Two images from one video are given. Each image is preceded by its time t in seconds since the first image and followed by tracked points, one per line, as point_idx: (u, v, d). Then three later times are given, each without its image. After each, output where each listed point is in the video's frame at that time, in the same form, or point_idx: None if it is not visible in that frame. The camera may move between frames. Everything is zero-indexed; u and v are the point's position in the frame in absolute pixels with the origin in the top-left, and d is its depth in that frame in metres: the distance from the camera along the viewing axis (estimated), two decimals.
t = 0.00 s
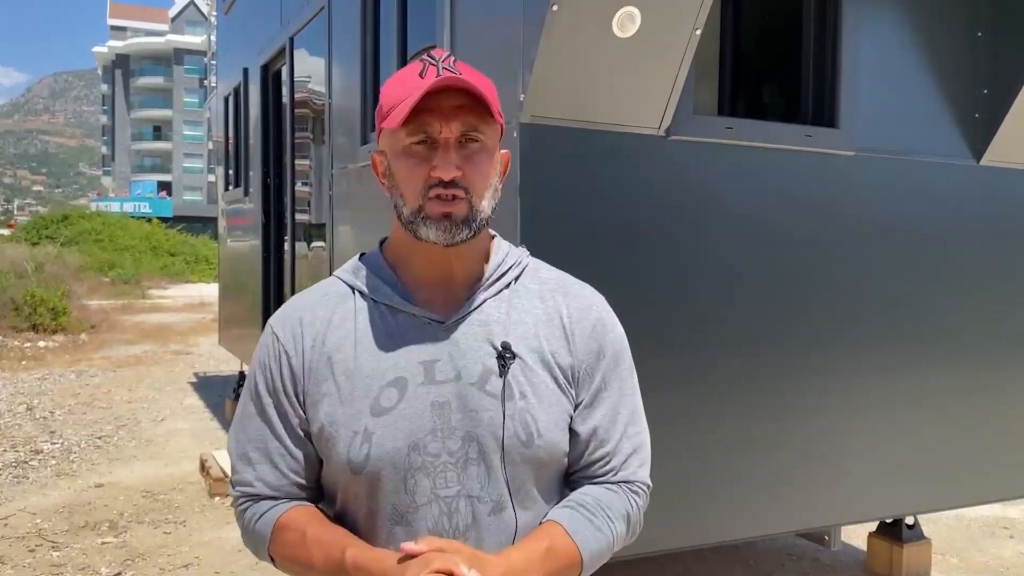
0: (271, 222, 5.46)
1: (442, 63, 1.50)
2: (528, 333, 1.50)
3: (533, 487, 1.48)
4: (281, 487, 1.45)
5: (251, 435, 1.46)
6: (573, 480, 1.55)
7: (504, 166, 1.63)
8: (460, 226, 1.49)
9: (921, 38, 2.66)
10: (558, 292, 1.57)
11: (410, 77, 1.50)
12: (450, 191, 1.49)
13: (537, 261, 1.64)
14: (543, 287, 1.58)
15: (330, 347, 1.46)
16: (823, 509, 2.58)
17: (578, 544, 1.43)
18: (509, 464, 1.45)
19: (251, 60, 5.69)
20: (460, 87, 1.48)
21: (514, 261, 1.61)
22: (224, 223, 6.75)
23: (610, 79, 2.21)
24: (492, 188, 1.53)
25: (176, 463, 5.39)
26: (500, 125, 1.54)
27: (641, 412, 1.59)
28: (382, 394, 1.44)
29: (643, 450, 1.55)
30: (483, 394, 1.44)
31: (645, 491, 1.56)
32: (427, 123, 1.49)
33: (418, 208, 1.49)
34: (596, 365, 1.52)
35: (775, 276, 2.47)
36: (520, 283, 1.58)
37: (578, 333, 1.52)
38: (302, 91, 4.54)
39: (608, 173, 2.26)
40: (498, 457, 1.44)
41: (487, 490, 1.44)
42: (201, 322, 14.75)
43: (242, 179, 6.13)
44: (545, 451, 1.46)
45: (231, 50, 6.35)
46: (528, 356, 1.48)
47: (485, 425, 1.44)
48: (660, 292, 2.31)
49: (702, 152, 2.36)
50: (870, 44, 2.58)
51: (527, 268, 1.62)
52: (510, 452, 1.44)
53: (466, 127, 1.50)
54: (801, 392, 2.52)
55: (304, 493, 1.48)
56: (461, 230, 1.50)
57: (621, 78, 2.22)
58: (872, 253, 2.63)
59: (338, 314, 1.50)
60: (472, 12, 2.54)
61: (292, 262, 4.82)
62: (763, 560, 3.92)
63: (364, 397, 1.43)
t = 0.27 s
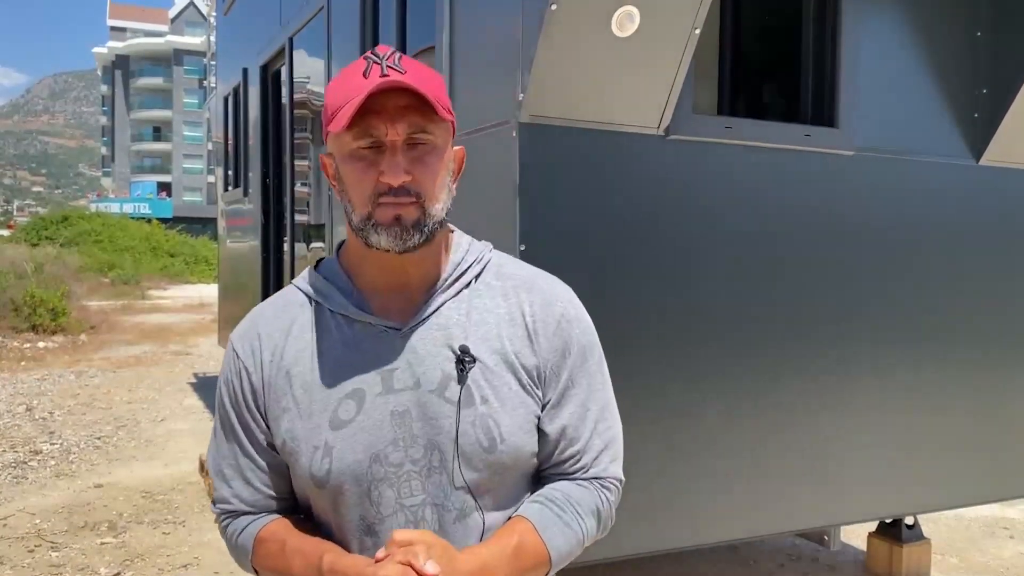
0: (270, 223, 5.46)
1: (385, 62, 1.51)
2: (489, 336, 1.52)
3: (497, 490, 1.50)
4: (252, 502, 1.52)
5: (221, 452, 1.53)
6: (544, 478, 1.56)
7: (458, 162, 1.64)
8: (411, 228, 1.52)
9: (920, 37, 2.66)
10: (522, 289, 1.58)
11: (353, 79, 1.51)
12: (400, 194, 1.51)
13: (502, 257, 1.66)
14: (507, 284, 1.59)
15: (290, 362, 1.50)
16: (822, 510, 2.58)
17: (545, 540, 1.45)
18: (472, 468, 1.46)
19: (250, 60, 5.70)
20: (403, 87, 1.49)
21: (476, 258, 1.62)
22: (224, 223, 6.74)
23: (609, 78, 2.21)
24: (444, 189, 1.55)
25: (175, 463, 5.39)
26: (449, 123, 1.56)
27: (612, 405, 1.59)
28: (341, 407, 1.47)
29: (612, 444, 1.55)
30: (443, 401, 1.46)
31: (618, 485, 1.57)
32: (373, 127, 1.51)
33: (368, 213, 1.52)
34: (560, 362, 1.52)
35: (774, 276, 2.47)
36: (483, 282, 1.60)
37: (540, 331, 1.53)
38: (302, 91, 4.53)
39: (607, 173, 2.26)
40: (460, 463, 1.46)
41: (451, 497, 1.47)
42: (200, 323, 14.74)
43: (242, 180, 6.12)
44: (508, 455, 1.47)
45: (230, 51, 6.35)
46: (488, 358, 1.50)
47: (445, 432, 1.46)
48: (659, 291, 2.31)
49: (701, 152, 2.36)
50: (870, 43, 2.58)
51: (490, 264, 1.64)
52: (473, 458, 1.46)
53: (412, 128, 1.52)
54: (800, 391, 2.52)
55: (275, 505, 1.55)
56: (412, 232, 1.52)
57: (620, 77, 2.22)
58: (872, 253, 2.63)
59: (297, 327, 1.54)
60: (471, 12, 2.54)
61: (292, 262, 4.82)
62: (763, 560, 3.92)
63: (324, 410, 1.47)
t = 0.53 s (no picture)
0: (269, 223, 5.46)
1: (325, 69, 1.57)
2: (470, 338, 1.55)
3: (483, 490, 1.54)
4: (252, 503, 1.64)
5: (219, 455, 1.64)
6: (536, 477, 1.59)
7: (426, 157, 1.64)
8: (350, 234, 1.55)
9: (919, 37, 2.66)
10: (507, 290, 1.61)
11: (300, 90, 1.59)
12: (338, 200, 1.56)
13: (490, 257, 1.68)
14: (492, 285, 1.62)
15: (278, 369, 1.59)
16: (820, 510, 2.58)
17: (529, 541, 1.47)
18: (455, 469, 1.51)
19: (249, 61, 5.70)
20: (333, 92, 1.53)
21: (461, 257, 1.65)
22: (223, 223, 6.73)
23: (607, 78, 2.22)
24: (389, 189, 1.56)
25: (174, 464, 5.39)
26: (394, 121, 1.56)
27: (602, 403, 1.60)
28: (326, 412, 1.54)
29: (599, 444, 1.56)
30: (423, 403, 1.51)
31: (610, 485, 1.58)
32: (313, 135, 1.58)
33: (318, 222, 1.59)
34: (542, 362, 1.55)
35: (771, 276, 2.47)
36: (469, 283, 1.63)
37: (521, 332, 1.55)
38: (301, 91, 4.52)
39: (605, 172, 2.26)
40: (444, 465, 1.51)
41: (435, 498, 1.53)
42: (200, 323, 14.75)
43: (241, 180, 6.12)
44: (491, 456, 1.51)
45: (230, 51, 6.35)
46: (469, 360, 1.53)
47: (427, 434, 1.50)
48: (656, 292, 2.31)
49: (699, 151, 2.36)
50: (870, 42, 2.58)
51: (477, 262, 1.66)
52: (455, 459, 1.51)
53: (349, 132, 1.55)
54: (798, 392, 2.52)
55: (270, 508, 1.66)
56: (354, 239, 1.55)
57: (619, 76, 2.22)
58: (870, 253, 2.63)
59: (284, 334, 1.62)
60: (469, 13, 2.54)
61: (290, 262, 4.82)
62: (762, 561, 3.92)
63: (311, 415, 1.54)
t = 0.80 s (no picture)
0: (268, 223, 5.46)
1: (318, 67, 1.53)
2: (471, 337, 1.47)
3: (484, 496, 1.45)
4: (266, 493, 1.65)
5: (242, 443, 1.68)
6: (543, 485, 1.50)
7: (418, 156, 1.53)
8: (326, 236, 1.50)
9: (918, 36, 2.66)
10: (514, 289, 1.51)
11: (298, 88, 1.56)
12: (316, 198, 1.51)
13: (504, 255, 1.59)
14: (500, 283, 1.53)
15: (289, 363, 1.57)
16: (819, 509, 2.57)
17: (530, 551, 1.39)
18: (454, 473, 1.43)
19: (248, 61, 5.70)
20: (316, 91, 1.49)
21: (473, 256, 1.57)
22: (222, 223, 6.73)
23: (605, 77, 2.21)
24: (366, 191, 1.49)
25: (173, 464, 5.39)
26: (374, 120, 1.48)
27: (617, 410, 1.49)
28: (331, 407, 1.50)
29: (609, 453, 1.45)
30: (422, 404, 1.44)
31: (618, 498, 1.46)
32: (303, 134, 1.54)
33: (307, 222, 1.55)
34: (546, 364, 1.45)
35: (770, 275, 2.47)
36: (478, 281, 1.54)
37: (525, 331, 1.46)
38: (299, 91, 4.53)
39: (603, 172, 2.25)
40: (442, 468, 1.43)
41: (436, 499, 1.46)
42: (199, 323, 14.75)
43: (240, 180, 6.12)
44: (490, 462, 1.42)
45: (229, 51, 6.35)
46: (470, 361, 1.45)
47: (425, 434, 1.43)
48: (655, 291, 2.30)
49: (698, 150, 2.36)
50: (869, 41, 2.58)
51: (489, 262, 1.57)
52: (454, 463, 1.43)
53: (331, 130, 1.49)
54: (797, 391, 2.52)
55: (285, 499, 1.67)
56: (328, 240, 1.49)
57: (617, 76, 2.22)
58: (869, 252, 2.63)
59: (297, 326, 1.60)
60: (468, 13, 2.54)
61: (289, 263, 4.82)
62: (761, 560, 3.92)
63: (316, 410, 1.51)
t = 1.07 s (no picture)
0: (267, 223, 5.46)
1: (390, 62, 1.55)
2: (520, 336, 1.49)
3: (527, 496, 1.47)
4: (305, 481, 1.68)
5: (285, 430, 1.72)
6: (586, 491, 1.50)
7: (486, 155, 1.56)
8: (396, 229, 1.53)
9: (918, 36, 2.66)
10: (568, 292, 1.53)
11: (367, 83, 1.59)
12: (386, 193, 1.53)
13: (558, 260, 1.61)
14: (553, 286, 1.55)
15: (338, 354, 1.62)
16: (820, 509, 2.57)
17: (567, 555, 1.39)
18: (499, 469, 1.46)
19: (248, 61, 5.70)
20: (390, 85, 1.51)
21: (527, 259, 1.59)
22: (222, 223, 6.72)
23: (604, 77, 2.21)
24: (435, 186, 1.51)
25: (173, 464, 5.39)
26: (444, 117, 1.50)
27: (665, 419, 1.49)
28: (378, 398, 1.53)
29: (653, 462, 1.45)
30: (470, 399, 1.47)
31: (661, 508, 1.45)
32: (373, 128, 1.56)
33: (374, 215, 1.58)
34: (594, 367, 1.47)
35: (770, 275, 2.46)
36: (529, 284, 1.56)
37: (576, 333, 1.48)
38: (298, 91, 4.54)
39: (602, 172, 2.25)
40: (486, 464, 1.46)
41: (477, 496, 1.49)
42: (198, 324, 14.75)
43: (240, 180, 6.12)
44: (535, 461, 1.45)
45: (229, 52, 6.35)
46: (519, 360, 1.47)
47: (471, 429, 1.47)
48: (655, 291, 2.30)
49: (697, 150, 2.36)
50: (869, 40, 2.58)
51: (542, 267, 1.59)
52: (499, 460, 1.45)
53: (402, 126, 1.52)
54: (796, 392, 2.52)
55: (324, 487, 1.70)
56: (398, 233, 1.52)
57: (616, 75, 2.22)
58: (868, 252, 2.63)
59: (347, 318, 1.64)
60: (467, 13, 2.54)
61: (289, 263, 4.82)
62: (761, 560, 3.92)
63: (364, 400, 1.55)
